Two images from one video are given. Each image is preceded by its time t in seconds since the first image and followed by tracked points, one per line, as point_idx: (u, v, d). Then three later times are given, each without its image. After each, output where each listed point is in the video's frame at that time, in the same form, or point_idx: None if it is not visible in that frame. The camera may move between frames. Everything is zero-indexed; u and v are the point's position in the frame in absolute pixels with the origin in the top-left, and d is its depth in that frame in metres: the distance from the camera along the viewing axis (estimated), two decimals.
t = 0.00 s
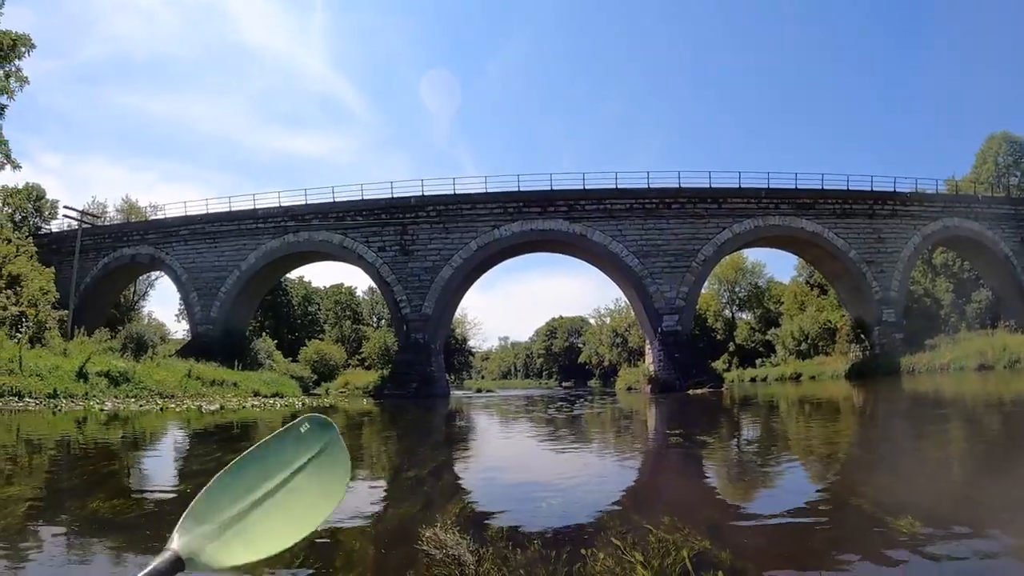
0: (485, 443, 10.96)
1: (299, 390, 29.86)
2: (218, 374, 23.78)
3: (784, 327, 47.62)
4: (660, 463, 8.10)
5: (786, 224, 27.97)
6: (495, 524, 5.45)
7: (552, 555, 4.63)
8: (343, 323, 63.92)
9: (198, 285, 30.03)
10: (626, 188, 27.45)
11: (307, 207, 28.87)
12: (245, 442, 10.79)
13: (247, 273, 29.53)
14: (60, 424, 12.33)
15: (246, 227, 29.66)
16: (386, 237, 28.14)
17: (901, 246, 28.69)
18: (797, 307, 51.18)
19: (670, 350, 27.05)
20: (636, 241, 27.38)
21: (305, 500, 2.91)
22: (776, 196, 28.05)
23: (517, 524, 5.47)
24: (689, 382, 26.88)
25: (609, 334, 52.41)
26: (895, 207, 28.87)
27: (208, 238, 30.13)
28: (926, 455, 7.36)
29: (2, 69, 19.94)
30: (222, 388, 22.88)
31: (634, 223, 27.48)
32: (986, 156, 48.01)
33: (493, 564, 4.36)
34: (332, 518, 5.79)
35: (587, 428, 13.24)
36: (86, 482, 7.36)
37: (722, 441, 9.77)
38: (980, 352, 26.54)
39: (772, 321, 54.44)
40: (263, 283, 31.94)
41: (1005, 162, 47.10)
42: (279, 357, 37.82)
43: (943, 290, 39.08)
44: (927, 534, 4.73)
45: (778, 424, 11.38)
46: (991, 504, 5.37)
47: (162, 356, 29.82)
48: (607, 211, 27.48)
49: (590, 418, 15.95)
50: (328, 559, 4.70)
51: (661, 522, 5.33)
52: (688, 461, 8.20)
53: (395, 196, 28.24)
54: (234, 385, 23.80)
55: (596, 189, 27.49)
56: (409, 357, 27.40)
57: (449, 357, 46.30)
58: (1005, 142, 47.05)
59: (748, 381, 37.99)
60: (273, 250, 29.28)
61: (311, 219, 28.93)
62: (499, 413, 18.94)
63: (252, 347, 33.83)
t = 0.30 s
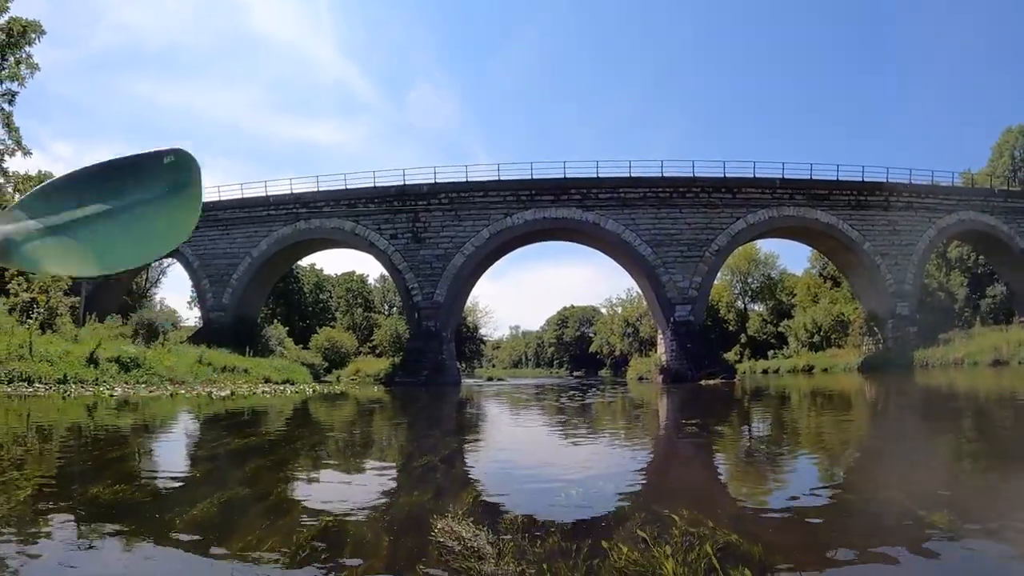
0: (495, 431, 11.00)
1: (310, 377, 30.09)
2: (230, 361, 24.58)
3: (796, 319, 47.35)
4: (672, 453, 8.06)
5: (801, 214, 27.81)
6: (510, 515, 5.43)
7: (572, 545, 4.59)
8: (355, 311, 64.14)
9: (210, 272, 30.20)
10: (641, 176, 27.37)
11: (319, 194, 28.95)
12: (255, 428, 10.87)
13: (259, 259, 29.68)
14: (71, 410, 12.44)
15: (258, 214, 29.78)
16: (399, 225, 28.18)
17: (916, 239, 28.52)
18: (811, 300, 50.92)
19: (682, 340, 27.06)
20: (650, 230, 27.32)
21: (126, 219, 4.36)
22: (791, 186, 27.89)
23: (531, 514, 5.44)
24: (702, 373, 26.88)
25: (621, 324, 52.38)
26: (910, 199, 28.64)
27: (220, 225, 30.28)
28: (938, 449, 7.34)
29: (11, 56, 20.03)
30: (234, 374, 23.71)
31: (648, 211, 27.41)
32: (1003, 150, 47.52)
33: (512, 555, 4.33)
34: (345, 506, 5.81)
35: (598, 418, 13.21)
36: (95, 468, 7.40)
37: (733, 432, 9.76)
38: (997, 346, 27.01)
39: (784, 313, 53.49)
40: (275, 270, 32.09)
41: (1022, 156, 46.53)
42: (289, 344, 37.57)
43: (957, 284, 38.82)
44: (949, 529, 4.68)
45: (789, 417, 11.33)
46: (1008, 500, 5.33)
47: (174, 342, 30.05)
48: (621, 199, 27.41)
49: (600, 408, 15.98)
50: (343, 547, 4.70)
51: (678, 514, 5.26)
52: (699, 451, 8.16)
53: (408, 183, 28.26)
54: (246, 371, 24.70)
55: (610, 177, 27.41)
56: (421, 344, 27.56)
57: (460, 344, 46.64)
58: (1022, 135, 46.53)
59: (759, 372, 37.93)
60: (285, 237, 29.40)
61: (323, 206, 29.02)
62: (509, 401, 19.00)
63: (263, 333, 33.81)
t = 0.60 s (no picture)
0: (504, 416, 11.09)
1: (320, 361, 30.32)
2: (240, 345, 25.24)
3: (806, 309, 47.12)
4: (682, 440, 8.08)
5: (814, 202, 27.71)
6: (521, 501, 5.43)
7: (585, 531, 4.58)
8: (365, 295, 64.40)
9: (220, 256, 30.40)
10: (653, 161, 27.28)
11: (329, 177, 29.00)
12: (265, 411, 10.98)
13: (269, 243, 29.78)
14: (81, 394, 12.57)
15: (268, 198, 29.87)
16: (409, 208, 28.20)
17: (930, 228, 28.39)
18: (822, 289, 50.63)
19: (693, 326, 27.09)
20: (661, 216, 27.25)
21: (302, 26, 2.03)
22: (804, 173, 27.78)
23: (542, 500, 5.44)
24: (713, 360, 26.89)
25: (631, 310, 52.40)
26: (924, 188, 28.44)
27: (230, 210, 30.43)
28: (949, 441, 7.32)
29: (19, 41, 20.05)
30: (244, 357, 24.38)
31: (660, 197, 27.32)
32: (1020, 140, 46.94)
33: (527, 542, 4.32)
34: (356, 490, 5.84)
35: (607, 404, 13.20)
36: (105, 451, 7.46)
37: (742, 420, 9.79)
38: (1008, 339, 26.92)
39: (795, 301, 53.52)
40: (284, 255, 32.22)
41: None
42: (300, 329, 37.92)
43: (969, 275, 38.58)
44: (967, 521, 4.64)
45: (800, 406, 11.29)
46: (1015, 491, 5.33)
47: (185, 326, 30.31)
48: (633, 184, 27.34)
49: (608, 394, 16.04)
50: (356, 531, 4.71)
51: (692, 501, 5.21)
52: (708, 438, 8.18)
53: (418, 166, 28.24)
54: (256, 355, 25.33)
55: (622, 162, 27.33)
56: (431, 329, 27.69)
57: (469, 328, 47.01)
58: None
59: (770, 360, 37.91)
60: (295, 221, 29.49)
61: (333, 189, 29.06)
62: (519, 386, 19.13)
63: (275, 317, 33.95)
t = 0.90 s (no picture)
0: (510, 400, 11.15)
1: (326, 346, 30.50)
2: (246, 330, 25.40)
3: (813, 297, 46.92)
4: (688, 426, 8.10)
5: (823, 188, 27.65)
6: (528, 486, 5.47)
7: (593, 517, 4.58)
8: (371, 279, 64.52)
9: (226, 241, 30.50)
10: (661, 147, 27.22)
11: (335, 162, 29.00)
12: (271, 395, 11.05)
13: (276, 228, 29.85)
14: (87, 378, 12.64)
15: (274, 183, 29.91)
16: (416, 192, 28.18)
17: (939, 217, 28.45)
18: (829, 276, 50.38)
19: (700, 313, 27.08)
20: (670, 201, 27.21)
21: None
22: (813, 159, 27.70)
23: (549, 484, 5.48)
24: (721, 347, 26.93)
25: (638, 296, 52.35)
26: (934, 177, 28.52)
27: (237, 194, 30.49)
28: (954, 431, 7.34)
29: (24, 27, 20.02)
30: (250, 342, 24.56)
31: (668, 182, 27.27)
32: None
33: (539, 530, 4.32)
34: (364, 475, 5.87)
35: (613, 389, 13.20)
36: (113, 435, 7.52)
37: (748, 407, 9.82)
38: (1017, 331, 26.81)
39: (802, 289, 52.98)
40: (290, 240, 32.28)
41: None
42: (306, 313, 38.08)
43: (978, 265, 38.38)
44: (975, 511, 4.64)
45: (806, 394, 11.26)
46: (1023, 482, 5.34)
47: (191, 311, 30.44)
48: (640, 169, 27.28)
49: (614, 379, 16.09)
50: (364, 516, 4.74)
51: (703, 489, 5.21)
52: (714, 425, 8.20)
53: (425, 151, 28.21)
54: (262, 340, 25.50)
55: (630, 147, 27.27)
56: (437, 314, 27.67)
57: (476, 313, 47.20)
58: None
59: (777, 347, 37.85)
60: (301, 205, 29.52)
61: (339, 173, 29.07)
62: (525, 371, 19.21)
63: (281, 302, 34.10)
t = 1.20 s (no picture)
0: (517, 384, 11.22)
1: (332, 330, 30.69)
2: (251, 314, 25.61)
3: (821, 284, 46.60)
4: (693, 412, 8.09)
5: (832, 174, 27.68)
6: (532, 471, 5.49)
7: (603, 507, 4.51)
8: (378, 263, 64.53)
9: (232, 225, 30.58)
10: (669, 131, 27.17)
11: (342, 145, 28.99)
12: (277, 378, 11.13)
13: (282, 211, 29.89)
14: (92, 362, 12.72)
15: (280, 166, 29.92)
16: (423, 175, 28.16)
17: (949, 206, 28.58)
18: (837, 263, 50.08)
19: (708, 299, 27.15)
20: (678, 185, 27.21)
21: None
22: (822, 144, 27.72)
23: (554, 470, 5.48)
24: (728, 332, 27.00)
25: (645, 281, 52.25)
26: (945, 165, 28.54)
27: (243, 177, 30.53)
28: (959, 420, 7.32)
29: (26, 11, 19.97)
30: (254, 325, 24.78)
31: (676, 166, 27.25)
32: None
33: (547, 519, 4.26)
34: (366, 459, 5.89)
35: (618, 374, 13.22)
36: (118, 418, 7.59)
37: (754, 392, 9.84)
38: None
39: (810, 276, 52.23)
40: (296, 224, 32.33)
41: None
42: (312, 297, 38.24)
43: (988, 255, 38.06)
44: (985, 503, 4.58)
45: (812, 381, 11.26)
46: None
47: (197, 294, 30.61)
48: (648, 153, 27.23)
49: (620, 364, 16.14)
50: (368, 502, 4.69)
51: (716, 477, 5.15)
52: (720, 411, 8.20)
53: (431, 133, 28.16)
54: (267, 323, 25.73)
55: (638, 130, 27.20)
56: (442, 298, 27.79)
57: (483, 297, 47.33)
58: None
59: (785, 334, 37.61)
60: (307, 188, 29.54)
61: (345, 156, 29.04)
62: (531, 355, 19.29)
63: (287, 285, 34.26)
